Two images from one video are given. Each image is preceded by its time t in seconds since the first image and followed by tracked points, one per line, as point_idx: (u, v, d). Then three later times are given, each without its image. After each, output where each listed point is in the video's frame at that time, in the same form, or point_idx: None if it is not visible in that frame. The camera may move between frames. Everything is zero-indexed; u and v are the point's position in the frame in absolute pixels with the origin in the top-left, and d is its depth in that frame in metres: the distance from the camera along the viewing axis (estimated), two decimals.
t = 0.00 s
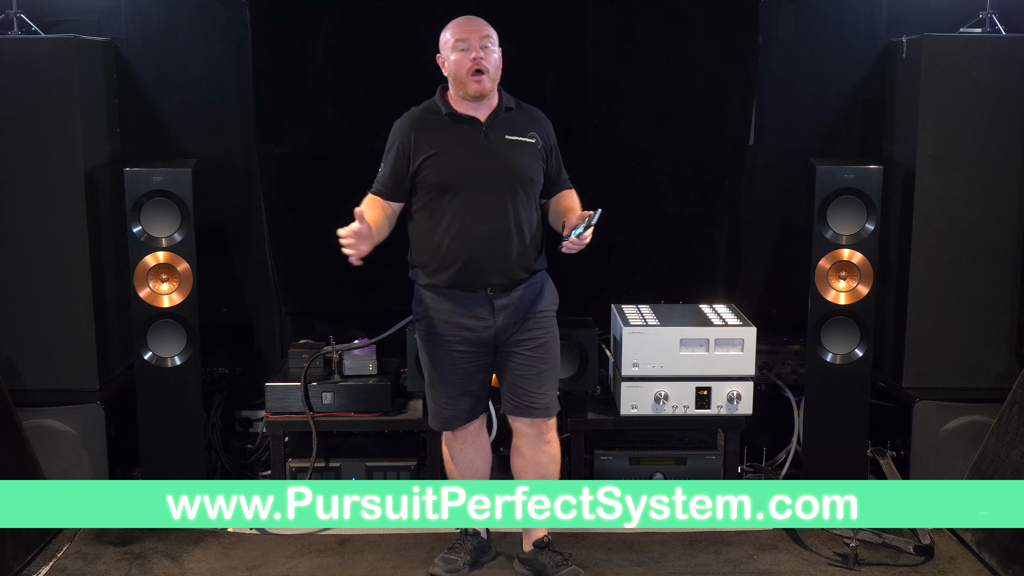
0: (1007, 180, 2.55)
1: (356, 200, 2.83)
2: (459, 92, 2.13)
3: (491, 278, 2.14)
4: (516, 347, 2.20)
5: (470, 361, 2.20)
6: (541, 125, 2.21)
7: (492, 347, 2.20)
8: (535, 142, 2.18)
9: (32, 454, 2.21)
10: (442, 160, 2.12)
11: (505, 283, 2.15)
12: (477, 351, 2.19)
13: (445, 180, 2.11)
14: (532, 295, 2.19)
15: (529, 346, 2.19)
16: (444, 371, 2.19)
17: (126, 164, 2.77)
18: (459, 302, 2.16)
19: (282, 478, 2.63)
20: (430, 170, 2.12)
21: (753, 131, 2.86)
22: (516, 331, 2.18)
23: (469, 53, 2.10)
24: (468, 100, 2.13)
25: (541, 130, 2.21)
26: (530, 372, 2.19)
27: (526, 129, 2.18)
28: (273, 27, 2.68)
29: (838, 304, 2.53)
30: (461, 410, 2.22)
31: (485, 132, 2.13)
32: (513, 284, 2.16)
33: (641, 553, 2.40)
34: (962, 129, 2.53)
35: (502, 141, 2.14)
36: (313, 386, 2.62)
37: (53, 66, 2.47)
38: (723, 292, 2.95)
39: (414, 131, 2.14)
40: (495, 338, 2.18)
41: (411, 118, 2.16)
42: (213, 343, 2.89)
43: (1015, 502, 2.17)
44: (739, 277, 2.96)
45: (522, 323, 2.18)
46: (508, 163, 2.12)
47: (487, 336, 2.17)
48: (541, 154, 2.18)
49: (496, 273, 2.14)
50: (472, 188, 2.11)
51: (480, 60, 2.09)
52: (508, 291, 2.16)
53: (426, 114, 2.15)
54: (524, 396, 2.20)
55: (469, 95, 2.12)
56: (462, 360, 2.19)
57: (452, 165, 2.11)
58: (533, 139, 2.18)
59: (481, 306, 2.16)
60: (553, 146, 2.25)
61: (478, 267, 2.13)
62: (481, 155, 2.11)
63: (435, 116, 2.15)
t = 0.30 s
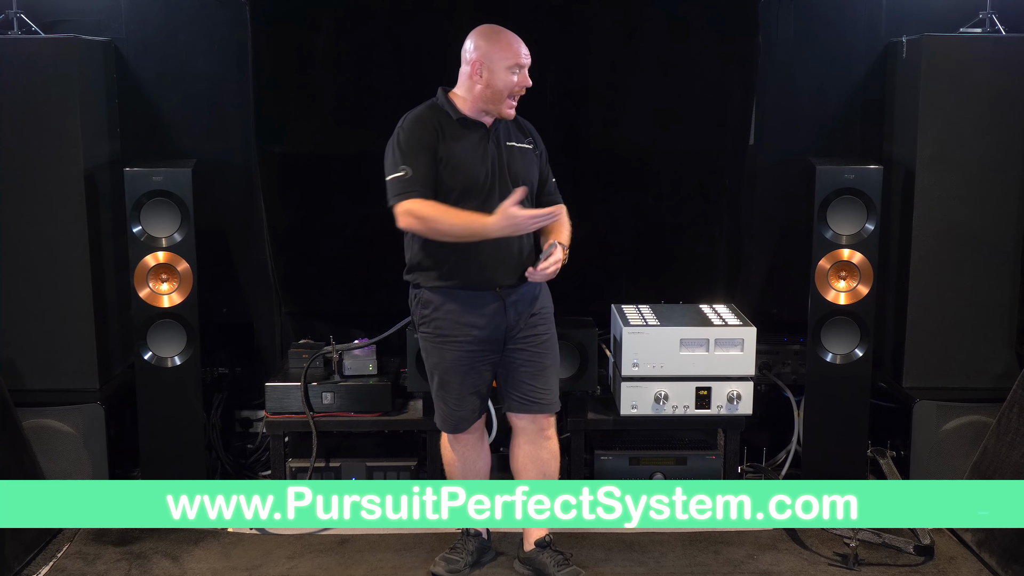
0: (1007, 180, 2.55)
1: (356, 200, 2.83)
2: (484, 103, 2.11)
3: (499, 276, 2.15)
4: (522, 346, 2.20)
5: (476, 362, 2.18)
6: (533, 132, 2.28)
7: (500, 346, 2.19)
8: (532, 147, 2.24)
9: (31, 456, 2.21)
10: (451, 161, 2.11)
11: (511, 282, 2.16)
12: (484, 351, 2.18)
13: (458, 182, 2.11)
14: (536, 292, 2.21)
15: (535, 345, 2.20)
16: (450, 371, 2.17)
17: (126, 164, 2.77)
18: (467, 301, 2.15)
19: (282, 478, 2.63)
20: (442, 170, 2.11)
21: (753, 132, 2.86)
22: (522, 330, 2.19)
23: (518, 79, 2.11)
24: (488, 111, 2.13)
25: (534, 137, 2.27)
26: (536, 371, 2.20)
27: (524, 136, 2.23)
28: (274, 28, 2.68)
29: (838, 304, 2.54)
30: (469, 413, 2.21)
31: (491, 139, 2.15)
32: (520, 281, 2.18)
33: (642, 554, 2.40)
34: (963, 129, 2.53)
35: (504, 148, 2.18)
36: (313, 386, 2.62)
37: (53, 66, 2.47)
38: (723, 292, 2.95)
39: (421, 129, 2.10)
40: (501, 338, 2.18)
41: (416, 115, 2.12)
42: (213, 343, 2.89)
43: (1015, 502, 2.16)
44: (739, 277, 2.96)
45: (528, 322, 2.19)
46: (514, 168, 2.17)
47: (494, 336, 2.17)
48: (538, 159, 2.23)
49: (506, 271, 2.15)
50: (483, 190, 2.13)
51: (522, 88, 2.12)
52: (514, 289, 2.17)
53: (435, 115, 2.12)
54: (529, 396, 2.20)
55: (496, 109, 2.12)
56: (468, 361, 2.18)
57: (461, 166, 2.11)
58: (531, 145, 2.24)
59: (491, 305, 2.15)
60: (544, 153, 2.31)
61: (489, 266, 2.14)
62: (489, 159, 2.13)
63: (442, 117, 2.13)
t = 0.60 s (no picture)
0: (1007, 180, 2.56)
1: (356, 200, 2.83)
2: (473, 101, 2.13)
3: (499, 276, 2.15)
4: (521, 346, 2.20)
5: (477, 362, 2.18)
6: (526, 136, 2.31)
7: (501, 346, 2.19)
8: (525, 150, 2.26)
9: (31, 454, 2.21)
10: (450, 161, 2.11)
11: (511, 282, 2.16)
12: (484, 352, 2.18)
13: (459, 181, 2.11)
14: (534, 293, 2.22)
15: (534, 345, 2.21)
16: (450, 372, 2.17)
17: (125, 164, 2.77)
18: (467, 302, 2.14)
19: (282, 478, 2.63)
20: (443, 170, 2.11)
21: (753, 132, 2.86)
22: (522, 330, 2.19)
23: (503, 73, 2.10)
24: (478, 108, 2.13)
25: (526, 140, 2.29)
26: (536, 370, 2.21)
27: (517, 138, 2.25)
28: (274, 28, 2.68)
29: (838, 304, 2.54)
30: (469, 415, 2.21)
31: (488, 140, 2.16)
32: (520, 282, 2.18)
33: (642, 554, 2.40)
34: (963, 129, 2.53)
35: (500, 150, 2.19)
36: (313, 386, 2.62)
37: (53, 66, 2.47)
38: (723, 292, 2.95)
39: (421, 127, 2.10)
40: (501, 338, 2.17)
41: (415, 114, 2.12)
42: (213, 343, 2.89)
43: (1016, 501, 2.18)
44: (739, 277, 2.96)
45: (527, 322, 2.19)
46: (512, 169, 2.20)
47: (494, 337, 2.16)
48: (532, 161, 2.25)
49: (507, 271, 2.16)
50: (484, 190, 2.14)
51: (511, 83, 2.11)
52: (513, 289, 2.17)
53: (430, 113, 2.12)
54: (529, 395, 2.21)
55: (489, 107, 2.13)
56: (469, 362, 2.17)
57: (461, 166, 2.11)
58: (524, 148, 2.26)
59: (490, 305, 2.15)
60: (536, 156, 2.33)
61: (490, 265, 2.14)
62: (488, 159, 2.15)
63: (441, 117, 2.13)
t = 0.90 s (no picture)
0: (1007, 180, 2.55)
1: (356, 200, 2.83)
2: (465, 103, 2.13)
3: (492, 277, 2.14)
4: (514, 346, 2.20)
5: (470, 362, 2.19)
6: (532, 133, 2.26)
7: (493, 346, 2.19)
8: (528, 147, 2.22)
9: (31, 452, 2.27)
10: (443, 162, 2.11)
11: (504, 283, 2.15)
12: (476, 352, 2.19)
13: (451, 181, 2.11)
14: (530, 295, 2.20)
15: (528, 346, 2.20)
16: (443, 371, 2.18)
17: (125, 164, 2.77)
18: (459, 303, 2.15)
19: (282, 478, 2.64)
20: (430, 171, 2.11)
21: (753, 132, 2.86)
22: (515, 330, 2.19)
23: (483, 73, 2.10)
24: (470, 111, 2.14)
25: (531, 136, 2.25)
26: (529, 371, 2.20)
27: (519, 134, 2.21)
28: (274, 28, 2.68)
29: (838, 304, 2.53)
30: (461, 414, 2.22)
31: (486, 139, 2.13)
32: (514, 283, 2.17)
33: (641, 553, 2.40)
34: (963, 129, 2.53)
35: (499, 146, 2.16)
36: (313, 386, 2.62)
37: (53, 66, 2.47)
38: (723, 292, 2.95)
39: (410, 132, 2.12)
40: (493, 339, 2.18)
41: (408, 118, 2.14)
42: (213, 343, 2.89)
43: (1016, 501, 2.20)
44: (739, 277, 2.96)
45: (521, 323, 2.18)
46: (507, 167, 2.15)
47: (486, 337, 2.17)
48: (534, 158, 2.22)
49: (499, 273, 2.15)
50: (475, 191, 2.12)
51: (494, 82, 2.10)
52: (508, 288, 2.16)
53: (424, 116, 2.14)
54: (521, 396, 2.20)
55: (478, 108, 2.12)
56: (461, 361, 2.18)
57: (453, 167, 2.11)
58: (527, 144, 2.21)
59: (482, 306, 2.15)
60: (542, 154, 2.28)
61: (480, 266, 2.14)
62: (480, 159, 2.12)
63: (436, 118, 2.13)
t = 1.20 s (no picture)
0: (1007, 180, 2.56)
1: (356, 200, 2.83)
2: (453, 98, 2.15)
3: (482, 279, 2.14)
4: (506, 349, 2.20)
5: (462, 362, 2.20)
6: (538, 133, 2.23)
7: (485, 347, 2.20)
8: (530, 147, 2.19)
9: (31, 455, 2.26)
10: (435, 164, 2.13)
11: (494, 286, 2.15)
12: (468, 352, 2.20)
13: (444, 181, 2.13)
14: (525, 300, 2.18)
15: (520, 349, 2.19)
16: (434, 369, 2.20)
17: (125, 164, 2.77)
18: (448, 303, 2.17)
19: (282, 478, 2.64)
20: (424, 172, 2.14)
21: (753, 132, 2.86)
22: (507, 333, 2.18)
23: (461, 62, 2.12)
24: (463, 101, 2.13)
25: (536, 136, 2.22)
26: (520, 374, 2.19)
27: (521, 134, 2.19)
28: (274, 28, 2.68)
29: (838, 304, 2.54)
30: (452, 412, 2.23)
31: (480, 138, 2.14)
32: (506, 287, 2.16)
33: (642, 553, 2.41)
34: (963, 129, 2.53)
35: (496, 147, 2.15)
36: (313, 386, 2.62)
37: (53, 66, 2.47)
38: (723, 292, 2.95)
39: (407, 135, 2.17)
40: (484, 340, 2.18)
41: (405, 124, 2.19)
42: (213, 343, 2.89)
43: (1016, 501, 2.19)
44: (739, 278, 2.96)
45: (514, 326, 2.17)
46: (502, 168, 2.13)
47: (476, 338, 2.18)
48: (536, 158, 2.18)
49: (489, 275, 2.14)
50: (470, 192, 2.12)
51: (472, 66, 2.11)
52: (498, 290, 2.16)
53: (421, 121, 2.18)
54: (515, 399, 2.20)
55: (464, 98, 2.13)
56: (453, 361, 2.20)
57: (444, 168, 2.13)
58: (529, 144, 2.19)
59: (471, 307, 2.16)
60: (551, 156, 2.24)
61: (470, 266, 2.14)
62: (473, 160, 2.13)
63: (430, 121, 2.17)
